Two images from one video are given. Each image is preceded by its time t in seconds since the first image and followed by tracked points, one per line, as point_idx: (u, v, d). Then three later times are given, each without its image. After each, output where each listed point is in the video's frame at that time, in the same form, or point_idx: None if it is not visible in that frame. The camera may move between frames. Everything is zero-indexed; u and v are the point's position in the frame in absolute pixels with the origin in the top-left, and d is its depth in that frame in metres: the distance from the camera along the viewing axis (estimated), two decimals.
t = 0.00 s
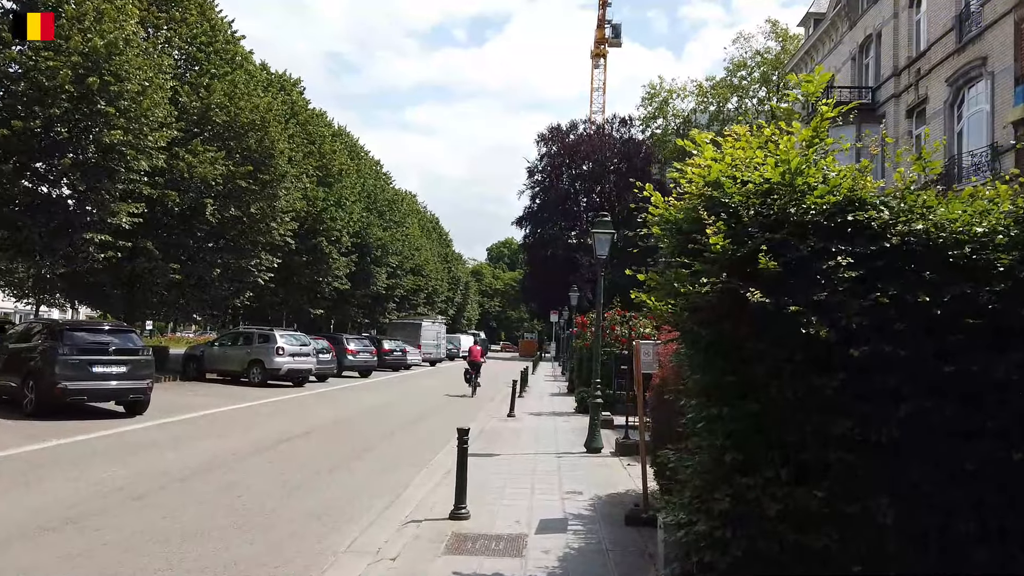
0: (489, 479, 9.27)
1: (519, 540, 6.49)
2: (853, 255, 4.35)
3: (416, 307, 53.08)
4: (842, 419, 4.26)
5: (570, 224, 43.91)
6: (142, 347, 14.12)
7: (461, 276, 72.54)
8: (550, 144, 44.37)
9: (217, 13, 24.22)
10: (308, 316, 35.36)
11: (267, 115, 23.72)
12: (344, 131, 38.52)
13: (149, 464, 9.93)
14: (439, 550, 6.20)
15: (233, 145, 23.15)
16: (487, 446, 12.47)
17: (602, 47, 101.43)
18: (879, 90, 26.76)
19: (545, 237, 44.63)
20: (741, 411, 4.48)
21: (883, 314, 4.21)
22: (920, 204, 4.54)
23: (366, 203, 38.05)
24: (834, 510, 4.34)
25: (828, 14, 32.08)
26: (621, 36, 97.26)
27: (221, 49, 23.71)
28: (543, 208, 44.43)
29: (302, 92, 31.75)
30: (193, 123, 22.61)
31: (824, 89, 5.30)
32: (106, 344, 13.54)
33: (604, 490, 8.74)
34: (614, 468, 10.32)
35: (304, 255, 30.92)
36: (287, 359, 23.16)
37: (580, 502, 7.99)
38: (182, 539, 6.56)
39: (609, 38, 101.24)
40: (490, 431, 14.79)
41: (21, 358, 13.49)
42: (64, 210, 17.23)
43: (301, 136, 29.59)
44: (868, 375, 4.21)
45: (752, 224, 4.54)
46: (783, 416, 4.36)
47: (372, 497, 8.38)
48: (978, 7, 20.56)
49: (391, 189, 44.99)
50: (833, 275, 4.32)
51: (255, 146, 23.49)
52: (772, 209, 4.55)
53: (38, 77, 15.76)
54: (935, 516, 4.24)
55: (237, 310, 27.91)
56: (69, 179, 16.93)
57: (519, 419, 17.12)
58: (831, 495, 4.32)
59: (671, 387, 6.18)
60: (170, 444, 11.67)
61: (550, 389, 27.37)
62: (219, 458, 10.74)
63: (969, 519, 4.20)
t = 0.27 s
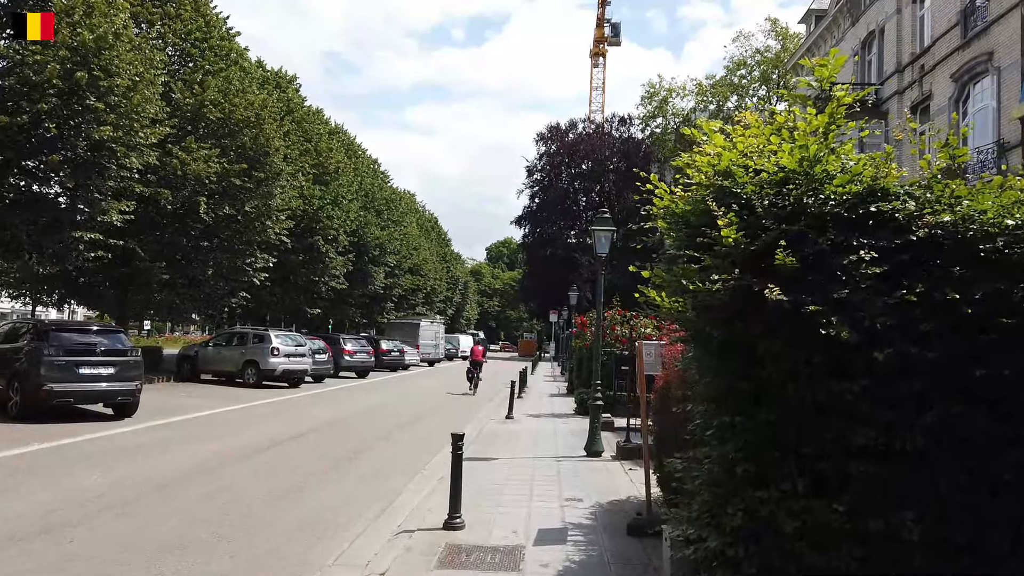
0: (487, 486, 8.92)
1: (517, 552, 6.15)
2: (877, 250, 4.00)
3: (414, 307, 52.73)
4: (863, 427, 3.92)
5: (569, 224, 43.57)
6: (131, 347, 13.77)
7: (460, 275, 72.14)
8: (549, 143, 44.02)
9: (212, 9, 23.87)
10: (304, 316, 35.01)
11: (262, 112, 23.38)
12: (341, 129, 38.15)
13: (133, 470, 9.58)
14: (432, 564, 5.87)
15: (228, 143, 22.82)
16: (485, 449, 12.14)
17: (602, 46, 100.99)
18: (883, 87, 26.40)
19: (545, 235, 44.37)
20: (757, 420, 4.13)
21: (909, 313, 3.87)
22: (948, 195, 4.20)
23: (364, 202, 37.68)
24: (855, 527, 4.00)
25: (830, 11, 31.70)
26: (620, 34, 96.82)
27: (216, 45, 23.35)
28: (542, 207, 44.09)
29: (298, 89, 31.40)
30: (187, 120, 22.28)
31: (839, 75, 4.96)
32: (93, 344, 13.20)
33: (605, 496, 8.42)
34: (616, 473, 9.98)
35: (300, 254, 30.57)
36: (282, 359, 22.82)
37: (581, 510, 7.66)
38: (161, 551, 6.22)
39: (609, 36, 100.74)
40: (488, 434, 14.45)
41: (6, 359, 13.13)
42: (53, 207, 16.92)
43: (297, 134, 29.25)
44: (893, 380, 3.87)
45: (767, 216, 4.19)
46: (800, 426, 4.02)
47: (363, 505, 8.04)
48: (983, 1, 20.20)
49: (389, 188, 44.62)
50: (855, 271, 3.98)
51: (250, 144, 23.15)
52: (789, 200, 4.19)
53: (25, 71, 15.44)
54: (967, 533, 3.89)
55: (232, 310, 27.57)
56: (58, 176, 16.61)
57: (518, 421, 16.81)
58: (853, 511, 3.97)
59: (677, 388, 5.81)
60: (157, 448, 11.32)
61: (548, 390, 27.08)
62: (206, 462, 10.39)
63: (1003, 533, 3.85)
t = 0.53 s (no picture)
0: (487, 491, 8.61)
1: (520, 562, 5.84)
2: (912, 241, 3.68)
3: (414, 306, 52.43)
4: (896, 433, 3.59)
5: (570, 223, 43.22)
6: (123, 347, 13.46)
7: (460, 275, 71.79)
8: (550, 142, 43.66)
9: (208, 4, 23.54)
10: (303, 315, 34.71)
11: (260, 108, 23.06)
12: (340, 127, 37.82)
13: (121, 474, 9.27)
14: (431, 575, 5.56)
15: (225, 140, 22.53)
16: (485, 452, 11.83)
17: (602, 44, 100.52)
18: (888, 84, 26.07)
19: (545, 235, 43.96)
20: (779, 424, 3.82)
21: (946, 309, 3.55)
22: (986, 183, 3.88)
23: (363, 200, 37.36)
24: (888, 542, 3.67)
25: (833, 8, 31.38)
26: (621, 33, 96.40)
27: (214, 41, 23.03)
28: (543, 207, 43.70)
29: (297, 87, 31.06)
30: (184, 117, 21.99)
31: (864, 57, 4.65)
32: (85, 344, 12.89)
33: (610, 502, 8.10)
34: (621, 477, 9.66)
35: (299, 253, 30.26)
36: (280, 359, 22.52)
37: (586, 516, 7.35)
38: (144, 561, 5.92)
39: (609, 35, 100.20)
40: (488, 435, 14.14)
41: None
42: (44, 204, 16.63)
43: (294, 132, 28.91)
44: (928, 382, 3.54)
45: (792, 203, 3.87)
46: (827, 433, 3.70)
47: (358, 511, 7.73)
48: None
49: (389, 186, 44.27)
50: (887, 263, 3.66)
51: (247, 141, 22.84)
52: (815, 186, 3.86)
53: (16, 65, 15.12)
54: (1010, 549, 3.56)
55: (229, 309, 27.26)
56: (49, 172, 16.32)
57: (519, 422, 16.50)
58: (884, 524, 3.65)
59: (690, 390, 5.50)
60: (149, 451, 11.01)
61: (550, 391, 26.78)
62: (198, 465, 10.08)
63: None
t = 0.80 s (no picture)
0: (489, 498, 8.24)
1: None
2: (963, 232, 3.30)
3: (415, 306, 52.08)
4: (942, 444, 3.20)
5: (570, 222, 42.83)
6: (115, 347, 13.11)
7: (461, 274, 71.46)
8: (550, 141, 43.35)
9: None
10: (302, 315, 34.37)
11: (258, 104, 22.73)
12: (339, 126, 37.47)
13: (109, 479, 8.92)
14: None
15: (221, 136, 22.22)
16: (487, 455, 11.48)
17: (603, 44, 100.25)
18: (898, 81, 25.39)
19: (546, 236, 43.26)
20: (811, 435, 3.43)
21: (1002, 308, 3.16)
22: None
23: (363, 199, 37.00)
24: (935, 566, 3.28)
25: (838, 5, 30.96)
26: (622, 32, 96.18)
27: (211, 36, 22.68)
28: (543, 206, 43.33)
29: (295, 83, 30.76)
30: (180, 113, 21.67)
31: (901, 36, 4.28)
32: (75, 345, 12.54)
33: (618, 510, 7.75)
34: (628, 483, 9.32)
35: (297, 252, 29.91)
36: (277, 360, 22.16)
37: (593, 526, 6.99)
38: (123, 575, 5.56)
39: (611, 34, 99.80)
40: (490, 438, 13.77)
41: None
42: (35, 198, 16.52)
43: (292, 130, 28.57)
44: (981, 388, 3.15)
45: (829, 193, 3.48)
46: (866, 445, 3.32)
47: (353, 519, 7.37)
48: None
49: (388, 185, 43.91)
50: (936, 256, 3.27)
51: (244, 138, 22.50)
52: (853, 173, 3.50)
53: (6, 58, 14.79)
54: None
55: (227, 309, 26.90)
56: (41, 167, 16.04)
57: (521, 424, 16.15)
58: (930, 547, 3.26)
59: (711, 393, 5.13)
60: (139, 454, 10.66)
61: (551, 391, 26.44)
62: (188, 469, 9.72)
63: None
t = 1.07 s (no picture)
0: (488, 505, 7.92)
1: None
2: (1009, 221, 2.98)
3: (414, 305, 51.76)
4: (987, 456, 2.87)
5: (571, 222, 42.50)
6: (106, 347, 12.82)
7: (461, 274, 71.19)
8: (551, 140, 43.06)
9: None
10: (300, 314, 34.06)
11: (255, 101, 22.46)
12: (338, 124, 37.18)
13: (94, 483, 8.61)
14: None
15: (218, 134, 21.95)
16: (487, 458, 11.17)
17: (603, 44, 100.02)
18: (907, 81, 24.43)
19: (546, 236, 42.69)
20: (839, 445, 3.12)
21: None
22: None
23: (362, 197, 36.66)
24: None
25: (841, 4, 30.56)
26: (622, 32, 95.93)
27: (207, 32, 22.36)
28: (543, 206, 42.99)
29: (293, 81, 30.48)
30: (176, 109, 21.42)
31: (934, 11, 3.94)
32: (64, 345, 12.24)
33: (623, 516, 7.45)
34: (631, 487, 9.02)
35: (295, 251, 29.59)
36: (274, 360, 21.85)
37: (597, 534, 6.69)
38: None
39: (611, 34, 99.50)
40: (489, 440, 13.46)
41: None
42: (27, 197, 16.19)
43: (289, 129, 28.26)
44: None
45: (860, 180, 3.15)
46: (901, 457, 3.01)
47: (345, 527, 7.07)
48: None
49: (388, 184, 43.62)
50: (979, 249, 2.95)
51: (241, 135, 22.21)
52: (885, 158, 3.17)
53: None
54: None
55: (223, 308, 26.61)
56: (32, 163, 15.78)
57: (521, 426, 15.85)
58: (971, 568, 2.95)
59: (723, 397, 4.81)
60: (128, 457, 10.36)
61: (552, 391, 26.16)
62: (177, 474, 9.40)
63: None
